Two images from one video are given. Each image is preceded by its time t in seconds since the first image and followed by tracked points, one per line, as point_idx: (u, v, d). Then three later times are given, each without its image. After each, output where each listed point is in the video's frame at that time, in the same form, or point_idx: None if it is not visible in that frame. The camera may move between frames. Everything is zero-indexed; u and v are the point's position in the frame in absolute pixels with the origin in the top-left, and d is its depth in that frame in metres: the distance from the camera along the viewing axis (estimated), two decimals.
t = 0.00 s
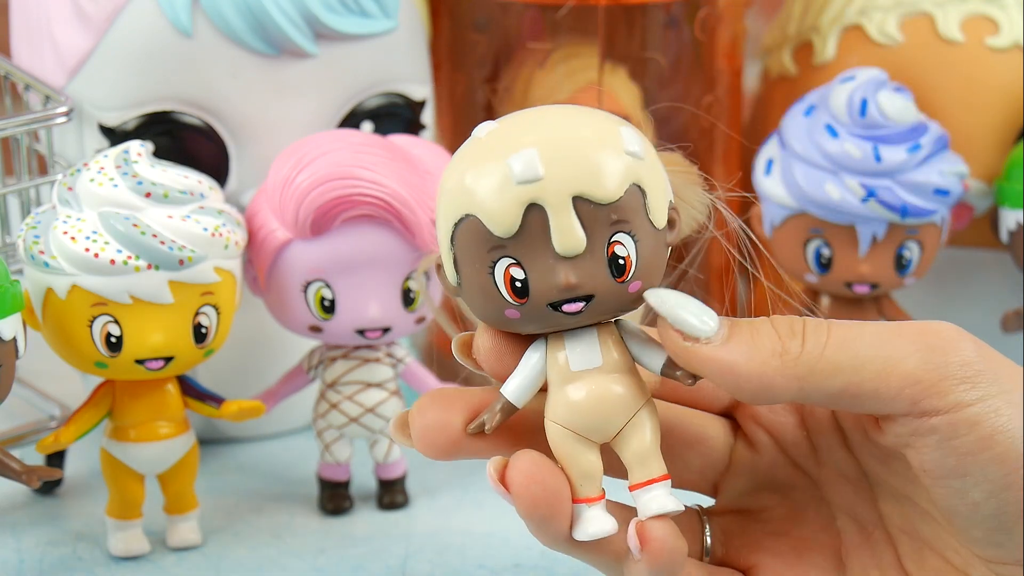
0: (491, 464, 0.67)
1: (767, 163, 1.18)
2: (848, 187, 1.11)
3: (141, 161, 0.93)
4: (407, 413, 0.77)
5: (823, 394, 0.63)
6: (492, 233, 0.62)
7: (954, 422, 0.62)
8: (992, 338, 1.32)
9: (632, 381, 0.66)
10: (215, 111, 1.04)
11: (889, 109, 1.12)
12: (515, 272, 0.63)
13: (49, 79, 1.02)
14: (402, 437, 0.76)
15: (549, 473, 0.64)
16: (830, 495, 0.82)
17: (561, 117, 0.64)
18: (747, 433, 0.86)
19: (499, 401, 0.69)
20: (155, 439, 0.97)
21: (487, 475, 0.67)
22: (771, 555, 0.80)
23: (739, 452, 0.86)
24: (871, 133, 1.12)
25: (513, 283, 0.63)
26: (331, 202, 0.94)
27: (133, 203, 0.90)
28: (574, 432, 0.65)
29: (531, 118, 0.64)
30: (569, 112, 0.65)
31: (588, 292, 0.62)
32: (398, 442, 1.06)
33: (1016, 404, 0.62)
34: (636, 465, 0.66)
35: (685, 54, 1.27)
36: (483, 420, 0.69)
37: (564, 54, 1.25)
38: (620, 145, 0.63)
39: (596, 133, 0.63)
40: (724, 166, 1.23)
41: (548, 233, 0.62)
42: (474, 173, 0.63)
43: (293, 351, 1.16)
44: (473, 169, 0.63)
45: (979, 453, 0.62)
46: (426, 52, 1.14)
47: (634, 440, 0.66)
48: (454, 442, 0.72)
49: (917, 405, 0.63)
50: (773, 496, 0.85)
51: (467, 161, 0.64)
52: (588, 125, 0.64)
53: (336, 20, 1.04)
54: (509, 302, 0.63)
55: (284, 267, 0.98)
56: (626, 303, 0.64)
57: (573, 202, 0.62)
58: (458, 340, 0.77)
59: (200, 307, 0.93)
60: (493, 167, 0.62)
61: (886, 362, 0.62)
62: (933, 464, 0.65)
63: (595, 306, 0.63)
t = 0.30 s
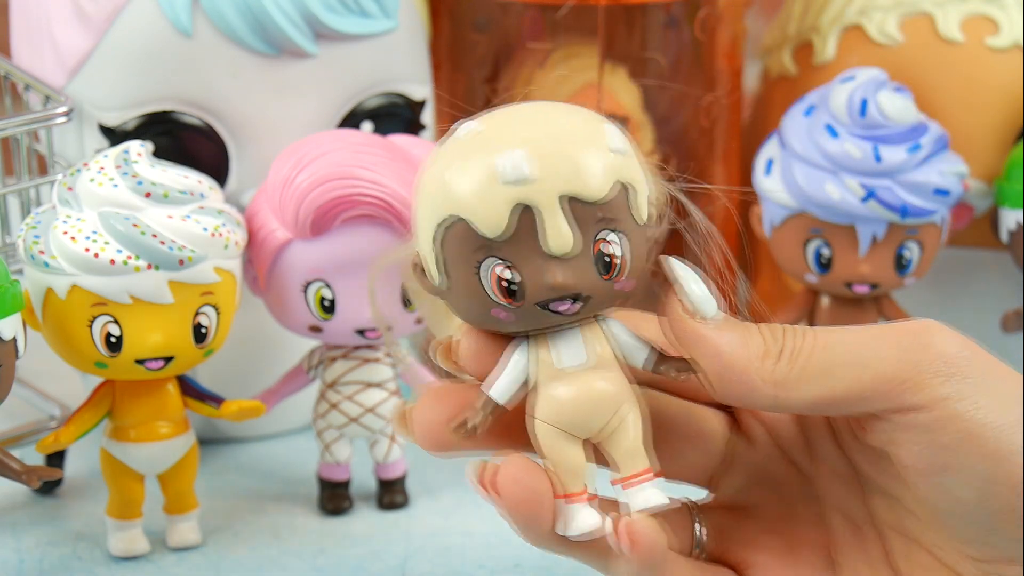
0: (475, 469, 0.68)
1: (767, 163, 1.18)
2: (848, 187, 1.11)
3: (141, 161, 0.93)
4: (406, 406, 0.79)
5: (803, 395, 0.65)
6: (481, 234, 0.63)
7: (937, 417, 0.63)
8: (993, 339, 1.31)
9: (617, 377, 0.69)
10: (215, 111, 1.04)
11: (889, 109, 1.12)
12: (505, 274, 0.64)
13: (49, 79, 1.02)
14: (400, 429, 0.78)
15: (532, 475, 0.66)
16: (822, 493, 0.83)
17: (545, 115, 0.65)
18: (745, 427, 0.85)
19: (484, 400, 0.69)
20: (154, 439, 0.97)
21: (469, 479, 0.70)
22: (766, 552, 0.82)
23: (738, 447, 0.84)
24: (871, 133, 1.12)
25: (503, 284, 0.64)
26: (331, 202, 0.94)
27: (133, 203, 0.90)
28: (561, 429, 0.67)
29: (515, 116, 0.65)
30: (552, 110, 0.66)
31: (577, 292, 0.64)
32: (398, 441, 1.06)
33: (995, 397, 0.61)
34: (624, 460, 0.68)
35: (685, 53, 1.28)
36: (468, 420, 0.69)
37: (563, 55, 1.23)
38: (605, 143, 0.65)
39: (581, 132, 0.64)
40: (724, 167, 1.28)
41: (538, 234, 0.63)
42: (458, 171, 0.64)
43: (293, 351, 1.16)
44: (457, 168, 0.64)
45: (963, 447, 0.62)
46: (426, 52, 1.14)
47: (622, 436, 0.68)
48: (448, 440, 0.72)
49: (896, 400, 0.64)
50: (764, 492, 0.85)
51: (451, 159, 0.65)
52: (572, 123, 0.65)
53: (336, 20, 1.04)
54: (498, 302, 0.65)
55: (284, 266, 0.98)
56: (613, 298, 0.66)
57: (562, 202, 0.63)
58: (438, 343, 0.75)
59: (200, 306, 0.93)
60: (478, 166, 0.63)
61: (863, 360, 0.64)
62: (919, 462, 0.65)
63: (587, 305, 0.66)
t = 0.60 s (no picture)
0: (450, 449, 0.72)
1: (767, 163, 1.18)
2: (847, 187, 1.11)
3: (141, 161, 0.93)
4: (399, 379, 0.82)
5: (782, 394, 0.66)
6: (473, 220, 0.65)
7: (913, 411, 0.64)
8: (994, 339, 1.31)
9: (600, 367, 0.71)
10: (215, 111, 1.04)
11: (889, 109, 1.13)
12: (493, 259, 0.66)
13: (49, 79, 1.02)
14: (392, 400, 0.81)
15: (506, 458, 0.69)
16: (812, 480, 0.83)
17: (545, 106, 0.67)
18: (735, 416, 0.87)
19: (469, 380, 0.72)
20: (154, 439, 0.97)
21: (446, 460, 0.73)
22: (751, 540, 0.82)
23: (727, 435, 0.87)
24: (871, 133, 1.12)
25: (491, 270, 0.66)
26: (331, 202, 0.94)
27: (133, 203, 0.90)
28: (541, 415, 0.70)
29: (515, 106, 0.67)
30: (552, 102, 0.67)
31: (564, 283, 0.66)
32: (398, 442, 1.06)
33: (971, 390, 0.63)
34: (600, 449, 0.70)
35: (685, 53, 1.27)
36: (452, 398, 0.72)
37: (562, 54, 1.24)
38: (601, 137, 0.66)
39: (578, 125, 0.66)
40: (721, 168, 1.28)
41: (529, 224, 0.65)
42: (456, 158, 0.66)
43: (293, 352, 1.16)
44: (455, 154, 0.66)
45: (939, 441, 0.63)
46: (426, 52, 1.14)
47: (598, 426, 0.70)
48: (434, 414, 0.77)
49: (872, 398, 0.65)
50: (755, 481, 0.86)
51: (449, 145, 0.67)
52: (570, 117, 0.66)
53: (336, 20, 1.04)
54: (486, 287, 0.67)
55: (284, 267, 0.98)
56: (600, 291, 0.68)
57: (554, 194, 0.65)
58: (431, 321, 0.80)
59: (200, 306, 0.93)
60: (476, 154, 0.65)
61: (840, 359, 0.65)
62: (898, 456, 0.66)
63: (570, 295, 0.67)
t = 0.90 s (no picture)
0: (454, 447, 0.72)
1: (767, 163, 1.18)
2: (847, 187, 1.11)
3: (141, 161, 0.93)
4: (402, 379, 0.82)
5: (784, 394, 0.66)
6: (472, 219, 0.65)
7: (915, 412, 0.64)
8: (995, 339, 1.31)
9: (602, 364, 0.71)
10: (215, 111, 1.04)
11: (889, 109, 1.12)
12: (494, 258, 0.66)
13: (49, 79, 1.02)
14: (397, 401, 0.81)
15: (511, 456, 0.69)
16: (815, 479, 0.83)
17: (544, 104, 0.67)
18: (740, 416, 0.87)
19: (471, 380, 0.72)
20: (154, 439, 0.97)
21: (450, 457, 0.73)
22: (753, 539, 0.82)
23: (731, 434, 0.87)
24: (871, 133, 1.12)
25: (492, 268, 0.66)
26: (331, 202, 0.94)
27: (133, 203, 0.90)
28: (544, 413, 0.70)
29: (514, 105, 0.67)
30: (551, 101, 0.67)
31: (565, 281, 0.66)
32: (398, 442, 1.06)
33: (973, 392, 0.63)
34: (604, 446, 0.70)
35: (685, 53, 1.27)
36: (455, 398, 0.72)
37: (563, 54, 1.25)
38: (600, 135, 0.67)
39: (577, 123, 0.66)
40: (721, 167, 1.29)
41: (529, 221, 0.65)
42: (456, 157, 0.66)
43: (293, 352, 1.16)
44: (455, 153, 0.66)
45: (940, 442, 0.63)
46: (426, 52, 1.14)
47: (601, 424, 0.70)
48: (437, 415, 0.77)
49: (873, 399, 0.65)
50: (757, 480, 0.86)
51: (448, 144, 0.67)
52: (569, 115, 0.66)
53: (336, 20, 1.04)
54: (487, 286, 0.67)
55: (284, 267, 0.98)
56: (600, 288, 0.68)
57: (554, 191, 0.65)
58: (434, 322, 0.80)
59: (200, 306, 0.93)
60: (475, 153, 0.65)
61: (840, 360, 0.65)
62: (901, 457, 0.66)
63: (571, 293, 0.67)
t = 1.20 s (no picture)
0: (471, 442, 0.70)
1: (767, 163, 1.18)
2: (848, 187, 1.11)
3: (141, 161, 0.93)
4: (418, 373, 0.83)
5: (803, 396, 0.65)
6: (489, 210, 0.65)
7: (934, 420, 0.64)
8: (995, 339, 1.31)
9: (620, 357, 0.71)
10: (215, 111, 1.04)
11: (889, 109, 1.12)
12: (511, 248, 0.66)
13: (49, 79, 1.02)
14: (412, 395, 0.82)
15: (527, 449, 0.68)
16: (828, 479, 0.83)
17: (556, 94, 0.67)
18: (755, 413, 0.86)
19: (487, 372, 0.72)
20: (154, 439, 0.97)
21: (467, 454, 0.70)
22: (767, 538, 0.82)
23: (746, 430, 0.86)
24: (871, 133, 1.12)
25: (509, 258, 0.66)
26: (331, 202, 0.94)
27: (133, 203, 0.90)
28: (563, 406, 0.70)
29: (526, 95, 0.67)
30: (566, 89, 0.67)
31: (584, 271, 0.66)
32: (398, 442, 1.06)
33: (993, 399, 0.64)
34: (622, 440, 0.71)
35: (686, 53, 1.27)
36: (470, 391, 0.72)
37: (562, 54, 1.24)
38: (617, 124, 0.67)
39: (593, 112, 0.66)
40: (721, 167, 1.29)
41: (547, 210, 0.65)
42: (472, 146, 0.66)
43: (293, 352, 1.16)
44: (471, 143, 0.66)
45: (961, 449, 0.64)
46: (426, 52, 1.14)
47: (620, 416, 0.71)
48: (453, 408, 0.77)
49: (893, 404, 0.65)
50: (770, 477, 0.86)
51: (461, 136, 0.67)
52: (581, 104, 0.66)
53: (336, 20, 1.04)
54: (504, 277, 0.67)
55: (284, 267, 0.98)
56: (619, 277, 0.68)
57: (572, 180, 0.65)
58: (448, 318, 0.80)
59: (200, 307, 0.93)
60: (492, 142, 0.65)
61: (860, 364, 0.64)
62: (917, 462, 0.67)
63: (589, 284, 0.67)
